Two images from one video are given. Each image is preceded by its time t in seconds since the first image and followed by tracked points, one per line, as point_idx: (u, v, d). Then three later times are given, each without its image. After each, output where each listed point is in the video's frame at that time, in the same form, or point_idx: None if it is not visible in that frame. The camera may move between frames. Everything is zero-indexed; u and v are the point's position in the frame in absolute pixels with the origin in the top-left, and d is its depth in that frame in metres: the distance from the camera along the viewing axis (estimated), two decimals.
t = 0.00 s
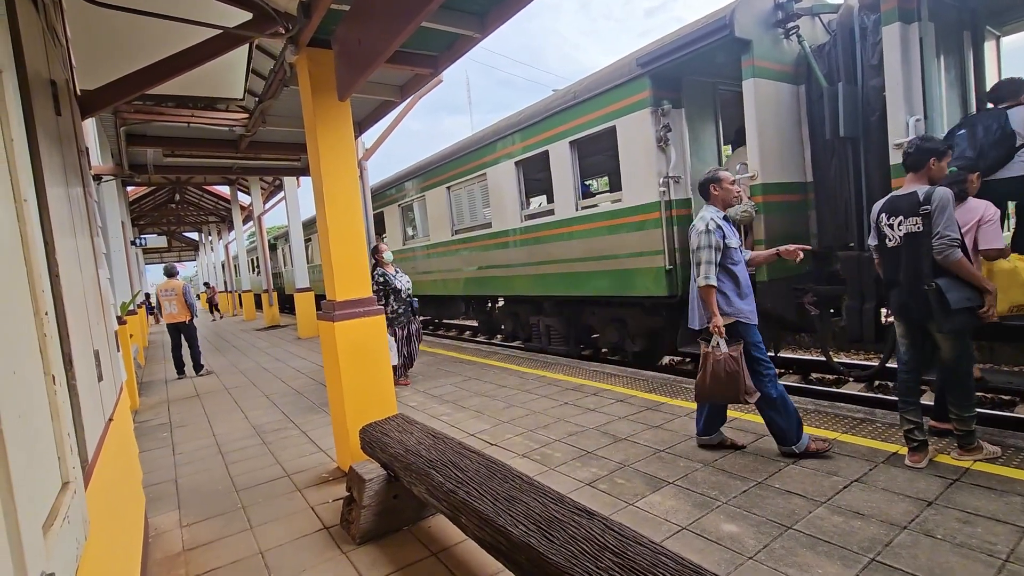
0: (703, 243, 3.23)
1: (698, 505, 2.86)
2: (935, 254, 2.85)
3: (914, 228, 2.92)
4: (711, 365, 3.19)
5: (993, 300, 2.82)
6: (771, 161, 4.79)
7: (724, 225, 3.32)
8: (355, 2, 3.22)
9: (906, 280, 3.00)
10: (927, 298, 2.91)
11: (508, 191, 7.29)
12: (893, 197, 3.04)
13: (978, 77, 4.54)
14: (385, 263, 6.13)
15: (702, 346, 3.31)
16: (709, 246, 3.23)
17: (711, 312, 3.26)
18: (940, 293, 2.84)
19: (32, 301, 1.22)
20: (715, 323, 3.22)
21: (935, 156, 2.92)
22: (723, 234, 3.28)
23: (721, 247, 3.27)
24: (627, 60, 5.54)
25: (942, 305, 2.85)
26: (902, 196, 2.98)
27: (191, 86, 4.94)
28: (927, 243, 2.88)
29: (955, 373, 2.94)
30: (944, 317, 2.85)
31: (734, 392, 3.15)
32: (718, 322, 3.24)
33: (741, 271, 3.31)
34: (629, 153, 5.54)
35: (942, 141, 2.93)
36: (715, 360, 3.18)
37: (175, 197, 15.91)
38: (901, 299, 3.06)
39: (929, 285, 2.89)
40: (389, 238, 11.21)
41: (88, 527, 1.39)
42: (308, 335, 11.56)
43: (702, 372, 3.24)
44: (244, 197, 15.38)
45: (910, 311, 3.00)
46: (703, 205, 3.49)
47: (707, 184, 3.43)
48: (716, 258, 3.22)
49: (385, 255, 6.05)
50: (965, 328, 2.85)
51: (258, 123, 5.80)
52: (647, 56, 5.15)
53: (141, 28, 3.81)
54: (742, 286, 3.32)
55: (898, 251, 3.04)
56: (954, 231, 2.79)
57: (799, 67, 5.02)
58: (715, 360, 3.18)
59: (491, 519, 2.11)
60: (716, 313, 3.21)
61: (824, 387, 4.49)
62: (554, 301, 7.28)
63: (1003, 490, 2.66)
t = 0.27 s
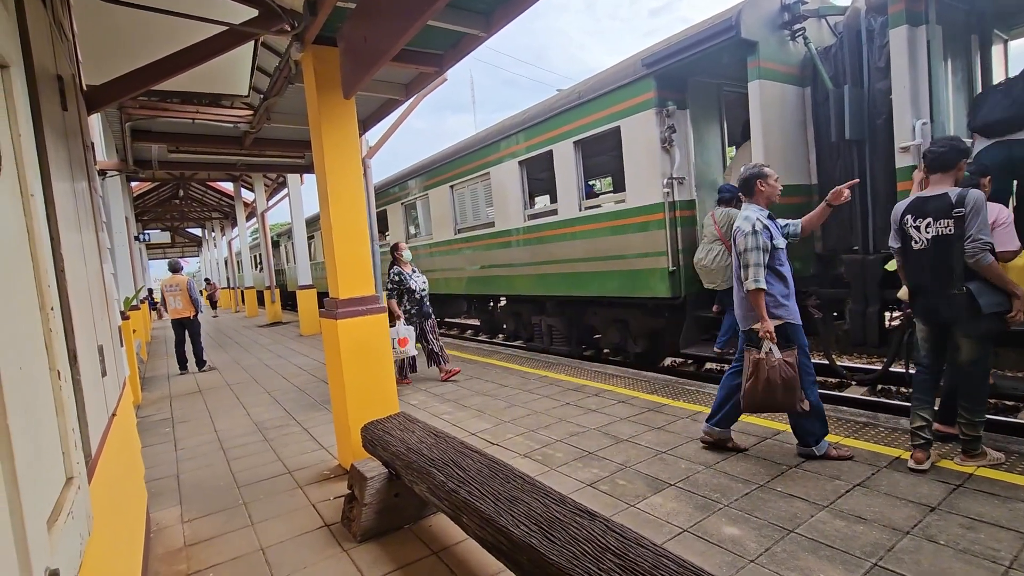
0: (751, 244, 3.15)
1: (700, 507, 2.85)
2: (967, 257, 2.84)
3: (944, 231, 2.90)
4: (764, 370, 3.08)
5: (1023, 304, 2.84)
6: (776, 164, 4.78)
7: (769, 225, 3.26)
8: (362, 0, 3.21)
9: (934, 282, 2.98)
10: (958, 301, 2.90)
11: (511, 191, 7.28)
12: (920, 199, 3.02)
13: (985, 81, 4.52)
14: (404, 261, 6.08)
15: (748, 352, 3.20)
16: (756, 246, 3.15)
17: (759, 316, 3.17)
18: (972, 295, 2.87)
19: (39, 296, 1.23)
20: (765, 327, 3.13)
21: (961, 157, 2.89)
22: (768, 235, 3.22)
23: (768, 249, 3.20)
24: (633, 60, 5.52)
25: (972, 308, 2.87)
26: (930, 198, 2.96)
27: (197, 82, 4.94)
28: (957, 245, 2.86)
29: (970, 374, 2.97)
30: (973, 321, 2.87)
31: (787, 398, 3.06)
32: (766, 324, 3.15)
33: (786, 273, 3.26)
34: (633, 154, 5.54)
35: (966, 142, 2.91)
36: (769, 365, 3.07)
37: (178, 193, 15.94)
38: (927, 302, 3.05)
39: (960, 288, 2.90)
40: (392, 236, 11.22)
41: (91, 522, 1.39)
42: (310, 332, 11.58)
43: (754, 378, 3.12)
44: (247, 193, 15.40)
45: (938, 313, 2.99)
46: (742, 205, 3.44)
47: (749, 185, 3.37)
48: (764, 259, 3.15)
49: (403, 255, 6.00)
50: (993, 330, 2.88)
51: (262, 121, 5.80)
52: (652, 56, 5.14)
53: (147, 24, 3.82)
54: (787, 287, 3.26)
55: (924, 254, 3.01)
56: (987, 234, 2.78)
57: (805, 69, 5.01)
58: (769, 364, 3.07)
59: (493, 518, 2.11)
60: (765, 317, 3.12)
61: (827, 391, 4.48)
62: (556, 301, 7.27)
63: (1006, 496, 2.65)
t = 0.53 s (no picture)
0: (792, 242, 3.09)
1: (700, 508, 2.85)
2: (999, 260, 2.86)
3: (974, 233, 2.93)
4: (814, 371, 3.02)
5: None
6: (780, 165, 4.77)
7: (807, 223, 3.20)
8: None
9: (963, 285, 3.01)
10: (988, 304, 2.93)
11: (514, 190, 7.28)
12: (945, 201, 3.04)
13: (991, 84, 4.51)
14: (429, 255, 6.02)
15: (791, 352, 3.12)
16: (796, 244, 3.10)
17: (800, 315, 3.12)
18: (1005, 299, 2.88)
19: (43, 291, 1.23)
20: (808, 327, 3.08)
21: (981, 160, 2.97)
22: (807, 233, 3.17)
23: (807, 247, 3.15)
24: (637, 60, 5.52)
25: (1008, 312, 2.87)
26: (956, 201, 2.99)
27: (201, 78, 4.95)
28: (987, 248, 2.90)
29: (990, 380, 2.94)
30: (1006, 323, 2.88)
31: (838, 399, 3.01)
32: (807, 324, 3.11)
33: (823, 270, 3.22)
34: (637, 154, 5.53)
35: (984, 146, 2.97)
36: (819, 365, 3.01)
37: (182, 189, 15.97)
38: (953, 304, 3.07)
39: (993, 292, 2.91)
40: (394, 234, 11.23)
41: (93, 516, 1.39)
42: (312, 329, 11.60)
43: (803, 379, 3.04)
44: (250, 190, 15.43)
45: (966, 316, 3.01)
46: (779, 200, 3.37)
47: (789, 181, 3.29)
48: (804, 257, 3.09)
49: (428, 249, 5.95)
50: (1021, 333, 2.91)
51: (266, 118, 5.80)
52: (656, 57, 5.14)
53: (152, 20, 3.83)
54: (822, 286, 3.23)
55: (948, 256, 3.05)
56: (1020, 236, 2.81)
57: (810, 70, 5.00)
58: (818, 365, 3.01)
59: (493, 517, 2.11)
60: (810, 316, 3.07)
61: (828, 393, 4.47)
62: (558, 300, 7.27)
63: (1008, 500, 2.64)
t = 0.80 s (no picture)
0: (828, 239, 2.97)
1: (700, 508, 2.85)
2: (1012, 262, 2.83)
3: (989, 233, 2.92)
4: (853, 371, 2.94)
5: None
6: (784, 165, 4.76)
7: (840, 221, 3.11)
8: None
9: (974, 284, 2.99)
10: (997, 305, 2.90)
11: (517, 188, 7.27)
12: (965, 198, 3.01)
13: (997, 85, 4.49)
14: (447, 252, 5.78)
15: (827, 352, 3.02)
16: (832, 241, 2.98)
17: (833, 314, 3.02)
18: (1015, 302, 2.84)
19: (48, 284, 1.24)
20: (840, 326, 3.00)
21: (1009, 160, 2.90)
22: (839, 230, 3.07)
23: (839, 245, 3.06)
24: (641, 59, 5.51)
25: (1016, 315, 2.84)
26: (977, 198, 2.96)
27: (205, 74, 4.96)
28: (1002, 248, 2.88)
29: (992, 381, 2.94)
30: (1013, 326, 2.86)
31: (874, 399, 2.95)
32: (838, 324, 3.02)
33: (848, 271, 3.15)
34: (640, 153, 5.52)
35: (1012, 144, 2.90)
36: (856, 365, 2.94)
37: (186, 185, 16.00)
38: (963, 302, 3.06)
39: (1003, 294, 2.87)
40: (396, 231, 11.23)
41: (96, 508, 1.40)
42: (314, 326, 11.62)
43: (841, 378, 2.95)
44: (253, 187, 15.44)
45: (974, 315, 2.99)
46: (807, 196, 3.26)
47: (822, 178, 3.19)
48: (838, 255, 2.98)
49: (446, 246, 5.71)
50: None
51: (270, 115, 5.80)
52: (661, 55, 5.13)
53: (157, 16, 3.83)
54: (845, 286, 3.18)
55: (962, 253, 3.05)
56: None
57: (815, 70, 4.98)
58: (855, 365, 2.95)
59: (494, 514, 2.12)
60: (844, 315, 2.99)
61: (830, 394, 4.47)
62: (560, 299, 7.26)
63: (1009, 503, 2.64)
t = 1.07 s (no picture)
0: (854, 236, 2.98)
1: (701, 507, 2.85)
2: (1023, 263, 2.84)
3: (1001, 233, 2.89)
4: (879, 367, 2.91)
5: None
6: (787, 164, 4.75)
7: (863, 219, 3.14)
8: None
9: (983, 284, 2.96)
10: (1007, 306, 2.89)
11: (519, 186, 7.27)
12: (978, 197, 2.97)
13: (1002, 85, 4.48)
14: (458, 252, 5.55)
15: (852, 347, 2.98)
16: (859, 238, 3.00)
17: (859, 311, 3.01)
18: None
19: (49, 280, 1.23)
20: (867, 323, 2.99)
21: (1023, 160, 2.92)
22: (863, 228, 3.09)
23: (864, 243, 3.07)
24: (645, 58, 5.49)
25: None
26: (990, 198, 2.93)
27: (209, 71, 4.96)
28: (1014, 249, 2.87)
29: (998, 383, 2.92)
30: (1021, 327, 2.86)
31: (896, 398, 2.92)
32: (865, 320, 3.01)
33: (870, 269, 3.17)
34: (643, 152, 5.51)
35: None
36: (882, 361, 2.92)
37: (188, 182, 16.02)
38: (970, 303, 3.03)
39: (1014, 295, 2.86)
40: (398, 229, 11.23)
41: (97, 504, 1.40)
42: (316, 323, 11.63)
43: (866, 375, 2.91)
44: (256, 184, 15.45)
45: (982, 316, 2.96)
46: (823, 197, 3.28)
47: (836, 178, 3.22)
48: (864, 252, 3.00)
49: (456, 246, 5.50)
50: None
51: (273, 112, 5.80)
52: (664, 54, 5.12)
53: (160, 12, 3.83)
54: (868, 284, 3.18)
55: (971, 253, 3.01)
56: None
57: (819, 69, 4.97)
58: (881, 361, 2.92)
59: (494, 512, 2.12)
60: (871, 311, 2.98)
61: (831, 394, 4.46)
62: (562, 298, 7.25)
63: (1011, 504, 2.63)
